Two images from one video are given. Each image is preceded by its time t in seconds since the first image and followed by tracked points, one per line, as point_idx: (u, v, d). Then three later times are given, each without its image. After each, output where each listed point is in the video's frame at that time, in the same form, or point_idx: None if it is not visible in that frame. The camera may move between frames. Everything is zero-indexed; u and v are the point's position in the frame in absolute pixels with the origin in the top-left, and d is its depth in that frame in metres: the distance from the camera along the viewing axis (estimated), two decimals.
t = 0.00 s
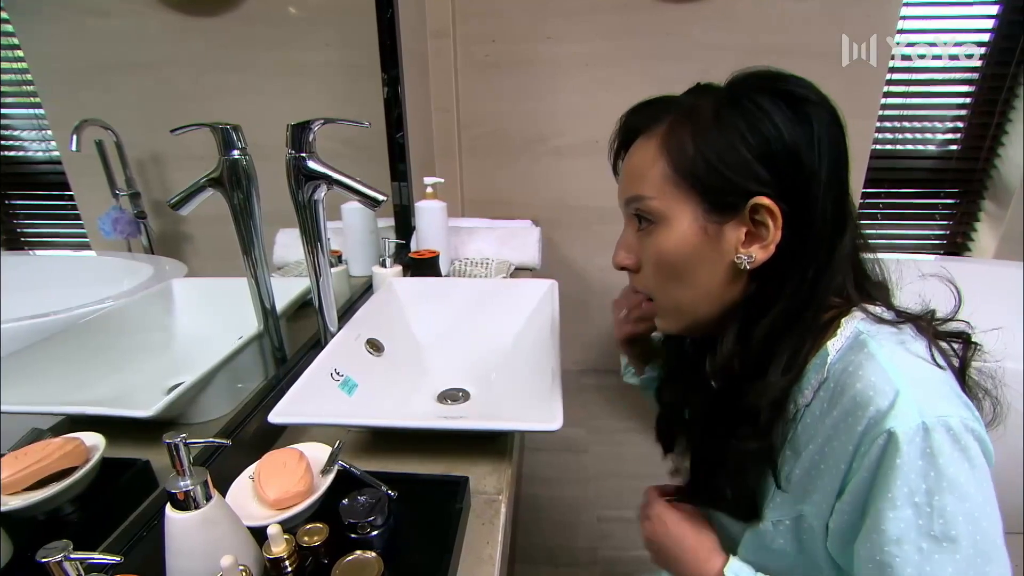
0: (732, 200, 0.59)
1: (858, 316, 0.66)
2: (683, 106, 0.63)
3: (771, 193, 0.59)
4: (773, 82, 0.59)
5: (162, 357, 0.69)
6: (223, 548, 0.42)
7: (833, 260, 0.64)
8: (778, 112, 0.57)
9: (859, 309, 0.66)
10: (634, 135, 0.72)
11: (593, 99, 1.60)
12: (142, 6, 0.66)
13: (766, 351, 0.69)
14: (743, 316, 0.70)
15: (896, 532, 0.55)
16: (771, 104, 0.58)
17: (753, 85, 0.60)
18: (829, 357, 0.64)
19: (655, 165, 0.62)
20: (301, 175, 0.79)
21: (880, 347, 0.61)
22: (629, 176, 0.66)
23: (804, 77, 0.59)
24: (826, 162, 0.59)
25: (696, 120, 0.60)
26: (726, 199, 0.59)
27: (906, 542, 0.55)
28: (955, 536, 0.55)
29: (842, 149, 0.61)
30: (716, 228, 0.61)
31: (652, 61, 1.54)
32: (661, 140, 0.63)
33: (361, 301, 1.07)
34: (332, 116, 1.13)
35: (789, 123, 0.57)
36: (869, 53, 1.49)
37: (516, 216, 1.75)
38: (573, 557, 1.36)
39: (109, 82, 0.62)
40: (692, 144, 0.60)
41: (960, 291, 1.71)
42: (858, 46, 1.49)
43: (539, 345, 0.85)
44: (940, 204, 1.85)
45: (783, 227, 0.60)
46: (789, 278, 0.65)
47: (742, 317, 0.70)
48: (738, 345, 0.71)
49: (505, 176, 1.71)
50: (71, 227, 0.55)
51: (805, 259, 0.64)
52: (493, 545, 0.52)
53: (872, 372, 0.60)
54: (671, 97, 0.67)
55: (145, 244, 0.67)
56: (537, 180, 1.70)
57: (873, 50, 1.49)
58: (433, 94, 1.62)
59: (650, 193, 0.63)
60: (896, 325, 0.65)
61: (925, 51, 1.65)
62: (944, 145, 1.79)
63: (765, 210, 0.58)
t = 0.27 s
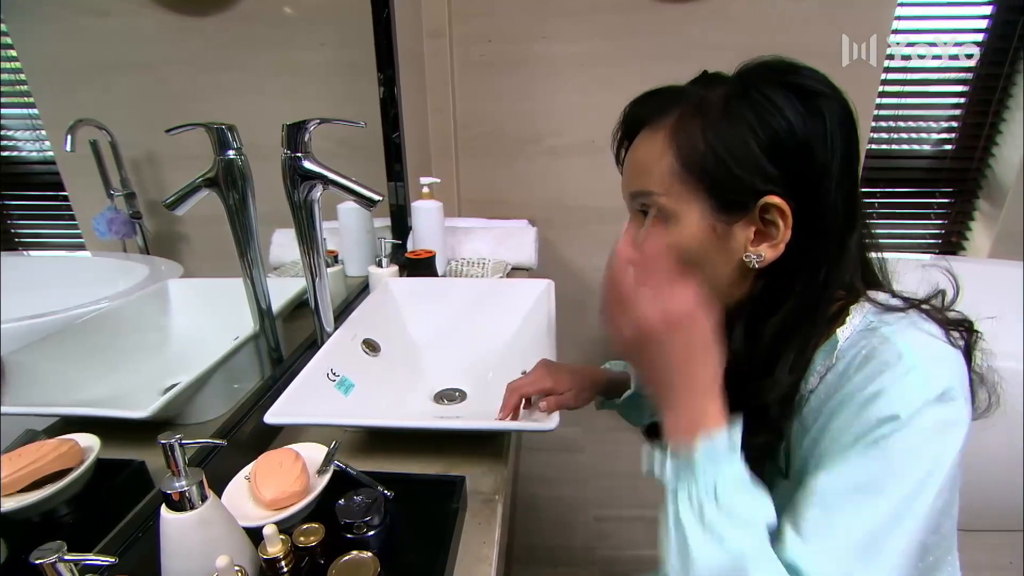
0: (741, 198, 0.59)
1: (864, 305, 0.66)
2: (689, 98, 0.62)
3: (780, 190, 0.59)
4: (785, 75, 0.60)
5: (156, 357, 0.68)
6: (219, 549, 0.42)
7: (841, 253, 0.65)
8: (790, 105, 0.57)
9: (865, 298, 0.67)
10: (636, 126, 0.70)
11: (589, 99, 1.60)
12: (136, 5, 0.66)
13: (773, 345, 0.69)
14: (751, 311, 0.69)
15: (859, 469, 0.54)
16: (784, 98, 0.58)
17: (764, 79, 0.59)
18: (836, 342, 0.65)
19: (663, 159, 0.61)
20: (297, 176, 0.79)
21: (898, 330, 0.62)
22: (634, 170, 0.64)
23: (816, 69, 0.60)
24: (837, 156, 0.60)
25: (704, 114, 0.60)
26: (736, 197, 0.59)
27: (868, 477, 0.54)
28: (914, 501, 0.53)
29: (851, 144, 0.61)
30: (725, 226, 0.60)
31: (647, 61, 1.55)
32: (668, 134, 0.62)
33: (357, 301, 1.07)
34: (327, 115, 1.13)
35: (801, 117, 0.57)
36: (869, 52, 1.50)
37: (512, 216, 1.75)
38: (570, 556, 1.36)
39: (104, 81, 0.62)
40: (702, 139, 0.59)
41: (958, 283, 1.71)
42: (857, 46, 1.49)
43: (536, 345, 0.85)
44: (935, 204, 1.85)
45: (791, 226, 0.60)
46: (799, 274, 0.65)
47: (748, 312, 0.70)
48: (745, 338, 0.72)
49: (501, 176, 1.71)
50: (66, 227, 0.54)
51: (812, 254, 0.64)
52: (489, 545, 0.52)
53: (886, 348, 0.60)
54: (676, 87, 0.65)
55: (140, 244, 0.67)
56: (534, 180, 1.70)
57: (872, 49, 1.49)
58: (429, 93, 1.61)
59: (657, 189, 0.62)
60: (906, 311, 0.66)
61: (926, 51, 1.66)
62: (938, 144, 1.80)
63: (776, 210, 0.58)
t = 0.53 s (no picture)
0: (732, 204, 0.59)
1: (858, 308, 0.68)
2: (688, 98, 0.62)
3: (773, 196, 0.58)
4: (784, 80, 0.59)
5: (156, 357, 0.68)
6: (217, 548, 0.42)
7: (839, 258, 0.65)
8: (785, 111, 0.57)
9: (858, 301, 0.68)
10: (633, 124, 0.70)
11: (586, 99, 1.60)
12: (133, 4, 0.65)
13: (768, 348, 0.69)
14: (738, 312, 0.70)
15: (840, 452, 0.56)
16: (779, 105, 0.57)
17: (761, 83, 0.59)
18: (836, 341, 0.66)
19: (658, 160, 0.62)
20: (295, 175, 0.79)
21: (894, 329, 0.64)
22: (629, 168, 0.65)
23: (816, 73, 0.59)
24: (834, 162, 0.59)
25: (702, 117, 0.60)
26: (726, 202, 0.59)
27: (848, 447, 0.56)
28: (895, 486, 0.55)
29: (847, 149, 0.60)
30: (715, 230, 0.61)
31: (644, 61, 1.55)
32: (664, 135, 0.62)
33: (355, 301, 1.06)
34: (324, 116, 1.13)
35: (796, 123, 0.57)
36: (869, 53, 1.50)
37: (510, 215, 1.75)
38: (568, 556, 1.36)
39: (99, 80, 0.62)
40: (696, 144, 0.59)
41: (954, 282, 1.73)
42: (858, 46, 1.50)
43: (534, 344, 0.85)
44: (931, 203, 1.86)
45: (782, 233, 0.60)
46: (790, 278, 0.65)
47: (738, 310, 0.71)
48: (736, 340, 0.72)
49: (499, 176, 1.71)
50: (62, 228, 0.54)
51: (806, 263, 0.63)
52: (487, 545, 0.52)
53: (879, 346, 0.63)
54: (675, 85, 0.65)
55: (136, 245, 0.67)
56: (531, 180, 1.70)
57: (873, 49, 1.50)
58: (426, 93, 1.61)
59: (650, 188, 0.63)
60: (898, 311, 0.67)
61: (925, 51, 1.66)
62: (934, 144, 1.80)
63: (765, 215, 0.58)
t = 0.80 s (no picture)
0: (726, 207, 0.59)
1: (847, 321, 0.66)
2: (687, 100, 0.62)
3: (764, 200, 0.59)
4: (782, 87, 0.59)
5: (155, 357, 0.68)
6: (216, 548, 0.42)
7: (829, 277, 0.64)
8: (781, 120, 0.57)
9: (850, 313, 0.67)
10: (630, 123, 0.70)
11: (584, 98, 1.60)
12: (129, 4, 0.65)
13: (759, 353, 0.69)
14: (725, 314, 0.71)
15: (873, 500, 0.56)
16: (776, 112, 0.57)
17: (759, 88, 0.59)
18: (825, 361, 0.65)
19: (654, 160, 0.62)
20: (293, 175, 0.79)
21: (882, 348, 0.62)
22: (624, 166, 0.65)
23: (814, 83, 0.59)
24: (827, 173, 0.60)
25: (700, 119, 0.60)
26: (719, 205, 0.59)
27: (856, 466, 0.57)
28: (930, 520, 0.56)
29: (841, 160, 0.61)
30: (708, 231, 0.61)
31: (642, 61, 1.55)
32: (661, 135, 0.62)
33: (354, 301, 1.06)
34: (323, 116, 1.13)
35: (791, 131, 0.57)
36: (869, 53, 1.50)
37: (508, 215, 1.75)
38: (567, 555, 1.36)
39: (97, 81, 0.62)
40: (691, 145, 0.59)
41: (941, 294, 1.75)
42: (858, 46, 1.50)
43: (533, 343, 0.85)
44: (928, 203, 1.87)
45: (773, 236, 0.60)
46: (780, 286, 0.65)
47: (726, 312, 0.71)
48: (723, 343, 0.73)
49: (497, 176, 1.71)
50: (59, 229, 0.54)
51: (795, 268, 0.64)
52: (486, 545, 0.52)
53: (872, 372, 0.60)
54: (677, 86, 0.65)
55: (134, 245, 0.67)
56: (529, 180, 1.70)
57: (873, 49, 1.50)
58: (424, 93, 1.61)
59: (645, 187, 0.62)
60: (885, 325, 0.66)
61: (925, 51, 1.66)
62: (931, 144, 1.81)
63: (757, 219, 0.58)
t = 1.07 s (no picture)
0: (722, 209, 0.59)
1: (835, 326, 0.67)
2: (685, 101, 0.62)
3: (759, 203, 0.59)
4: (779, 90, 0.59)
5: (154, 358, 0.68)
6: (215, 548, 0.42)
7: (828, 281, 0.63)
8: (778, 121, 0.57)
9: (839, 317, 0.67)
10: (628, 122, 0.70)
11: (582, 98, 1.60)
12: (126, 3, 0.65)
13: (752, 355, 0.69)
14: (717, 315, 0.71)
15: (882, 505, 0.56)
16: (773, 115, 0.57)
17: (757, 90, 0.59)
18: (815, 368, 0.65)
19: (650, 161, 0.62)
20: (291, 175, 0.79)
21: (868, 356, 0.62)
22: (621, 166, 0.65)
23: (811, 87, 0.59)
24: (822, 178, 0.60)
25: (698, 120, 0.60)
26: (715, 207, 0.59)
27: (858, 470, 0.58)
28: (959, 516, 0.57)
29: (837, 163, 0.61)
30: (704, 232, 0.61)
31: (639, 60, 1.55)
32: (658, 136, 0.62)
33: (352, 301, 1.06)
34: (320, 116, 1.13)
35: (787, 134, 0.57)
36: (868, 53, 1.51)
37: (507, 215, 1.75)
38: (566, 555, 1.36)
39: (95, 81, 0.61)
40: (688, 146, 0.59)
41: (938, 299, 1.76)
42: (858, 46, 1.50)
43: (531, 343, 0.85)
44: (926, 203, 1.87)
45: (769, 237, 0.60)
46: (775, 287, 0.65)
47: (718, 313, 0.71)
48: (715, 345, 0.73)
49: (495, 176, 1.71)
50: (56, 228, 0.54)
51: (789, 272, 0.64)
52: (485, 544, 0.52)
53: (858, 382, 0.60)
54: (676, 86, 0.65)
55: (132, 245, 0.67)
56: (527, 180, 1.71)
57: (872, 49, 1.50)
58: (422, 93, 1.61)
59: (641, 187, 0.63)
60: (871, 331, 0.66)
61: (924, 51, 1.66)
62: (929, 144, 1.81)
63: (753, 221, 0.59)
